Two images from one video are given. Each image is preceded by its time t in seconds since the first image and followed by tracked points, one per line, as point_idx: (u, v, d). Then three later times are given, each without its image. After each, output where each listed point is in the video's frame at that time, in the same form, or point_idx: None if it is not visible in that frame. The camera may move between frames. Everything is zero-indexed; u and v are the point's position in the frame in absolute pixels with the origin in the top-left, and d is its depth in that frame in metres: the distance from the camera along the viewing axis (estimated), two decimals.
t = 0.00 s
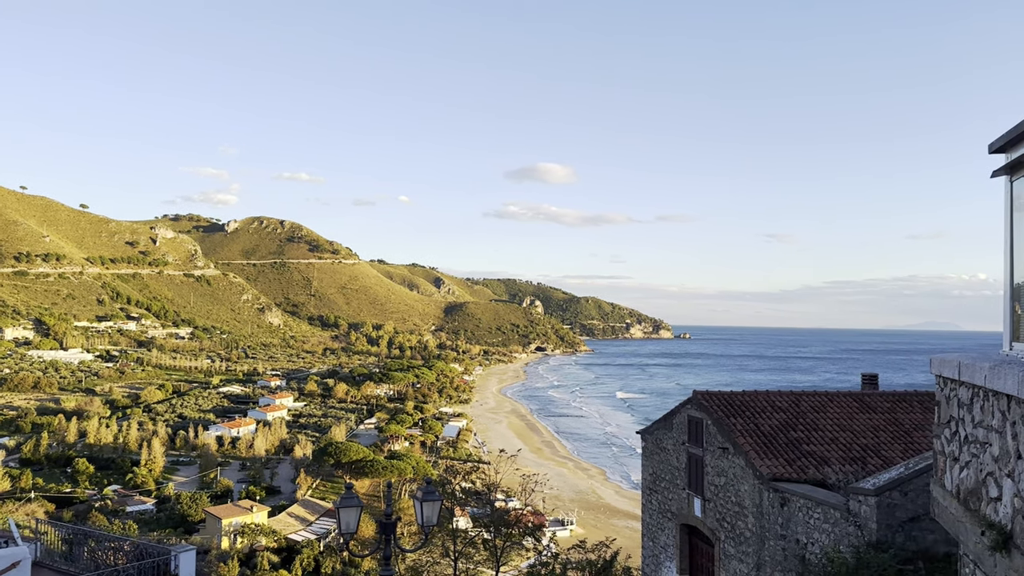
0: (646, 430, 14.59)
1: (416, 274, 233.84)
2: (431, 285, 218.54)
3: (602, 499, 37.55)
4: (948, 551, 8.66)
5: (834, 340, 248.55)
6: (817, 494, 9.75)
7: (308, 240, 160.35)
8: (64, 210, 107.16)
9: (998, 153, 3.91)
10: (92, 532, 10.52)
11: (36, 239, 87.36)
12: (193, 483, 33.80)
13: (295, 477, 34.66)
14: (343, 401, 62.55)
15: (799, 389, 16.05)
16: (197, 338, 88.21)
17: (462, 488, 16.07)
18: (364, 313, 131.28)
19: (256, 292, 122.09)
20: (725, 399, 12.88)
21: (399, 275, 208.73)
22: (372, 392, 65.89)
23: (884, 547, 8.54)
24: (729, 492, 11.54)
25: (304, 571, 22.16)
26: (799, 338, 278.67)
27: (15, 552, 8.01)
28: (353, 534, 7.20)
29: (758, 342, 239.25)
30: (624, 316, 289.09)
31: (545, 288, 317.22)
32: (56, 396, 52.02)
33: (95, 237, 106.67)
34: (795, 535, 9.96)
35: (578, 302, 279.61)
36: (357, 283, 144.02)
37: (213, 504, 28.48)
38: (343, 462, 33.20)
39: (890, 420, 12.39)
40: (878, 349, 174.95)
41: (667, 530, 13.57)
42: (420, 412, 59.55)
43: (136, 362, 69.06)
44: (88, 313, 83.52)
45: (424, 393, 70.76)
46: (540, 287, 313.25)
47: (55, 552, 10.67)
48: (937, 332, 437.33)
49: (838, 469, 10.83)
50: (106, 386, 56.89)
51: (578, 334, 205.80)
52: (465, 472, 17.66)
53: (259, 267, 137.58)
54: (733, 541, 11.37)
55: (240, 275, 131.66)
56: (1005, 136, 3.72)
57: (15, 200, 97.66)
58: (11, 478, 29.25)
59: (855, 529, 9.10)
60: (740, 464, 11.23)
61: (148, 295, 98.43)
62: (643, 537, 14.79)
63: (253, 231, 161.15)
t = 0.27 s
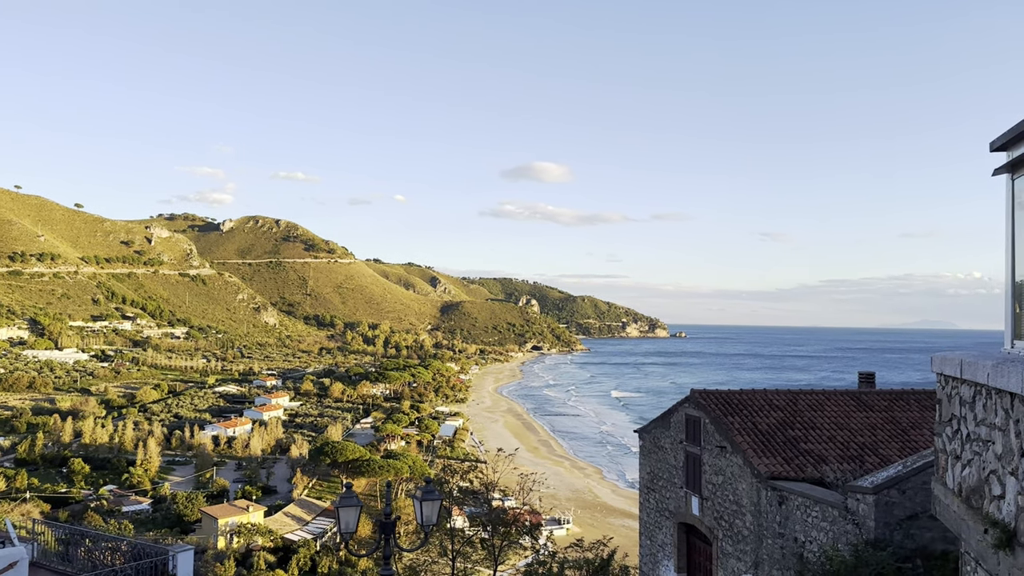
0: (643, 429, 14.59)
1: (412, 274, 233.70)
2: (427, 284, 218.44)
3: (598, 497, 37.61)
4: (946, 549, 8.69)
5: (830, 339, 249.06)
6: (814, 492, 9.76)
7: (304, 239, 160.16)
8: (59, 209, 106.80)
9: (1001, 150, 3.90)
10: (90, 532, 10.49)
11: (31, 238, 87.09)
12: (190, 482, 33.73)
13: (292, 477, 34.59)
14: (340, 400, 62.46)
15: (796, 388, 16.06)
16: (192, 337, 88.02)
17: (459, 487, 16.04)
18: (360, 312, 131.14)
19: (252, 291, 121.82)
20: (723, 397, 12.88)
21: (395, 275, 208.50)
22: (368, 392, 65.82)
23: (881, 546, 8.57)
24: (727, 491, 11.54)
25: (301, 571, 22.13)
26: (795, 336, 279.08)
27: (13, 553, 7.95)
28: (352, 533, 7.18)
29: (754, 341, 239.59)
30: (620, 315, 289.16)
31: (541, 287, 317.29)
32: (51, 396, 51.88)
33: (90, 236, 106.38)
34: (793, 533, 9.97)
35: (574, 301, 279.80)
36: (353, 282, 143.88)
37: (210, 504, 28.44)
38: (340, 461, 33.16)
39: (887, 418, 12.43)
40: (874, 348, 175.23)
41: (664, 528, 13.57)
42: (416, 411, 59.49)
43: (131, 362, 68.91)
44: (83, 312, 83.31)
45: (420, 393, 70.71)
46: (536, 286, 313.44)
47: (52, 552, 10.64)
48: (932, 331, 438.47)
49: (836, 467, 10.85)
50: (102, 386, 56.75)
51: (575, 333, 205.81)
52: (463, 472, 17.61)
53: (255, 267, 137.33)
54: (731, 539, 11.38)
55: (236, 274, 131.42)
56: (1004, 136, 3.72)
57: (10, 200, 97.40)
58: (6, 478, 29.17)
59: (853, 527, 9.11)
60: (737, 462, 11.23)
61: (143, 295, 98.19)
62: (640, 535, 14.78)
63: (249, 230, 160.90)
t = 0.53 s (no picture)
0: (642, 428, 14.58)
1: (410, 273, 233.67)
2: (424, 283, 218.45)
3: (596, 496, 37.62)
4: (945, 547, 8.70)
5: (827, 337, 249.52)
6: (814, 491, 9.76)
7: (301, 238, 160.10)
8: (56, 209, 106.57)
9: (1002, 148, 3.89)
10: (88, 532, 10.46)
11: (28, 238, 86.92)
12: (188, 482, 33.70)
13: (290, 476, 34.56)
14: (338, 400, 62.43)
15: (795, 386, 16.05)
16: (190, 337, 87.95)
17: (458, 486, 16.06)
18: (358, 311, 131.10)
19: (249, 290, 121.69)
20: (721, 396, 12.87)
21: (393, 274, 208.39)
22: (366, 391, 65.80)
23: (881, 544, 8.57)
24: (726, 489, 11.54)
25: (299, 571, 22.11)
26: (793, 334, 279.33)
27: (11, 552, 7.90)
28: (352, 532, 7.18)
29: (752, 339, 239.87)
30: (618, 314, 289.29)
31: (539, 285, 317.37)
32: (48, 395, 51.84)
33: (87, 236, 106.25)
34: (793, 532, 9.97)
35: (572, 300, 279.92)
36: (351, 282, 143.82)
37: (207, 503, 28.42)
38: (338, 460, 33.14)
39: (885, 416, 12.44)
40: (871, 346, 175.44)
41: (663, 527, 13.57)
42: (414, 410, 59.46)
43: (129, 361, 68.87)
44: (80, 312, 83.18)
45: (418, 392, 70.68)
46: (534, 285, 313.52)
47: (51, 552, 10.60)
48: (931, 329, 438.67)
49: (835, 466, 10.85)
50: (99, 385, 56.71)
51: (573, 332, 205.83)
52: (461, 470, 17.61)
53: (253, 266, 137.23)
54: (730, 538, 11.38)
55: (233, 273, 131.31)
56: (1005, 133, 3.72)
57: (6, 199, 97.28)
58: (4, 478, 29.14)
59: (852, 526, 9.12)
60: (736, 461, 11.23)
61: (140, 295, 98.08)
62: (639, 534, 14.78)
63: (247, 229, 160.83)
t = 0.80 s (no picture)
0: (643, 427, 14.57)
1: (410, 272, 233.78)
2: (425, 282, 218.45)
3: (597, 495, 37.62)
4: (947, 546, 8.69)
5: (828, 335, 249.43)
6: (815, 490, 9.75)
7: (301, 237, 160.10)
8: (56, 209, 106.61)
9: (1007, 144, 3.87)
10: (89, 531, 10.45)
11: (28, 238, 86.95)
12: (189, 481, 33.71)
13: (291, 476, 34.54)
14: (338, 399, 62.43)
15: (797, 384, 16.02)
16: (190, 336, 87.95)
17: (458, 485, 16.04)
18: (358, 310, 131.07)
19: (249, 290, 121.62)
20: (722, 395, 12.84)
21: (394, 273, 208.34)
22: (366, 390, 65.81)
23: (883, 543, 8.56)
24: (728, 488, 11.52)
25: (300, 569, 22.11)
26: (793, 333, 279.31)
27: (12, 552, 7.86)
28: (353, 532, 7.15)
29: (753, 337, 239.86)
30: (618, 313, 289.18)
31: (540, 284, 317.40)
32: (49, 395, 51.85)
33: (88, 235, 106.20)
34: (794, 531, 9.96)
35: (573, 299, 279.96)
36: (352, 281, 143.81)
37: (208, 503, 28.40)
38: (338, 460, 33.14)
39: (887, 415, 12.42)
40: (872, 344, 175.36)
41: (664, 526, 13.55)
42: (415, 409, 59.46)
43: (129, 360, 68.85)
44: (81, 311, 83.19)
45: (419, 391, 70.67)
46: (535, 283, 313.58)
47: (51, 552, 10.59)
48: (932, 327, 438.50)
49: (837, 464, 10.83)
50: (100, 385, 56.70)
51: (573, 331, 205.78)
52: (461, 469, 17.57)
53: (253, 265, 137.20)
54: (731, 537, 11.37)
55: (234, 273, 131.31)
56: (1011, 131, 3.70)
57: (7, 199, 97.26)
58: (5, 478, 29.14)
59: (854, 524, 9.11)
60: (738, 459, 11.21)
61: (141, 294, 98.04)
62: (640, 533, 14.76)
63: (247, 228, 160.82)
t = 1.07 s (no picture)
0: (647, 426, 14.52)
1: (413, 271, 233.98)
2: (427, 281, 218.61)
3: (600, 494, 37.62)
4: (953, 545, 8.66)
5: (831, 334, 249.02)
6: (820, 488, 9.70)
7: (304, 237, 160.25)
8: (60, 208, 106.80)
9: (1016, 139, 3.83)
10: (91, 529, 10.45)
11: (32, 237, 87.14)
12: (193, 479, 33.77)
13: (294, 474, 34.56)
14: (341, 398, 62.48)
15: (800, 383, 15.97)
16: (194, 335, 88.11)
17: (462, 484, 16.03)
18: (361, 310, 131.16)
19: (253, 289, 121.73)
20: (727, 394, 12.79)
21: (396, 272, 208.42)
22: (369, 389, 65.87)
23: (889, 542, 8.52)
24: (732, 488, 11.48)
25: (304, 568, 22.13)
26: (795, 332, 278.93)
27: (15, 551, 7.75)
28: (356, 532, 7.13)
29: (756, 336, 239.61)
30: (621, 312, 288.99)
31: (542, 283, 317.44)
32: (53, 394, 51.95)
33: (91, 235, 106.30)
34: (799, 530, 9.92)
35: (575, 298, 279.94)
36: (355, 280, 143.93)
37: (212, 502, 28.40)
38: (342, 459, 33.11)
39: (892, 413, 12.39)
40: (876, 343, 175.02)
41: (669, 525, 13.51)
42: (418, 408, 59.46)
43: (133, 360, 68.94)
44: (84, 311, 83.29)
45: (422, 390, 70.69)
46: (538, 283, 313.63)
47: (54, 551, 10.56)
48: (937, 326, 437.44)
49: (842, 464, 10.78)
50: (103, 384, 56.80)
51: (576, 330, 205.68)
52: (464, 468, 17.52)
53: (256, 264, 137.31)
54: (736, 536, 11.33)
55: (237, 272, 131.43)
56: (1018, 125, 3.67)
57: (10, 199, 97.47)
58: (9, 476, 29.19)
59: (859, 524, 9.07)
60: (743, 459, 11.16)
61: (144, 293, 98.16)
62: (644, 533, 14.72)
63: (250, 228, 161.04)
